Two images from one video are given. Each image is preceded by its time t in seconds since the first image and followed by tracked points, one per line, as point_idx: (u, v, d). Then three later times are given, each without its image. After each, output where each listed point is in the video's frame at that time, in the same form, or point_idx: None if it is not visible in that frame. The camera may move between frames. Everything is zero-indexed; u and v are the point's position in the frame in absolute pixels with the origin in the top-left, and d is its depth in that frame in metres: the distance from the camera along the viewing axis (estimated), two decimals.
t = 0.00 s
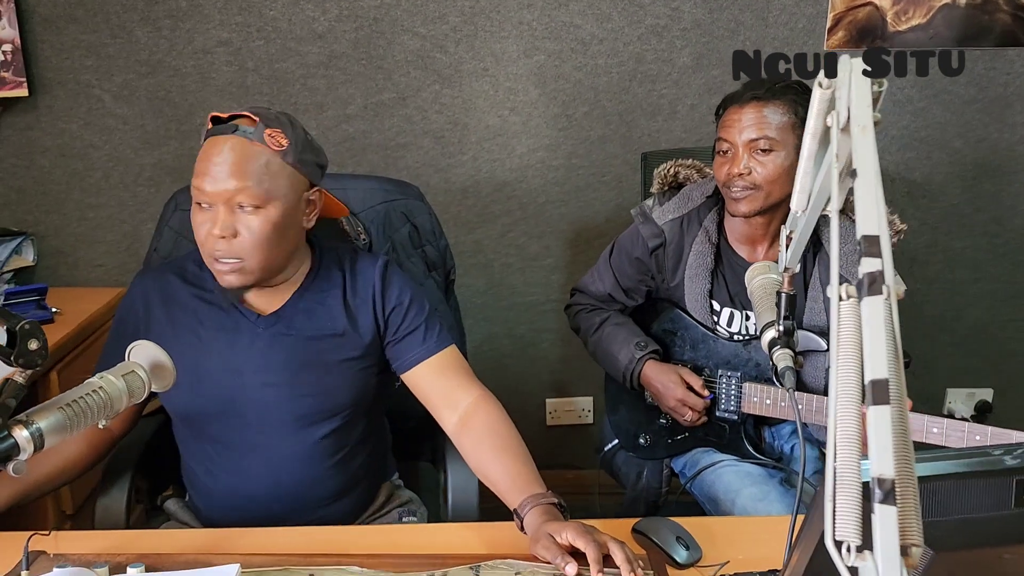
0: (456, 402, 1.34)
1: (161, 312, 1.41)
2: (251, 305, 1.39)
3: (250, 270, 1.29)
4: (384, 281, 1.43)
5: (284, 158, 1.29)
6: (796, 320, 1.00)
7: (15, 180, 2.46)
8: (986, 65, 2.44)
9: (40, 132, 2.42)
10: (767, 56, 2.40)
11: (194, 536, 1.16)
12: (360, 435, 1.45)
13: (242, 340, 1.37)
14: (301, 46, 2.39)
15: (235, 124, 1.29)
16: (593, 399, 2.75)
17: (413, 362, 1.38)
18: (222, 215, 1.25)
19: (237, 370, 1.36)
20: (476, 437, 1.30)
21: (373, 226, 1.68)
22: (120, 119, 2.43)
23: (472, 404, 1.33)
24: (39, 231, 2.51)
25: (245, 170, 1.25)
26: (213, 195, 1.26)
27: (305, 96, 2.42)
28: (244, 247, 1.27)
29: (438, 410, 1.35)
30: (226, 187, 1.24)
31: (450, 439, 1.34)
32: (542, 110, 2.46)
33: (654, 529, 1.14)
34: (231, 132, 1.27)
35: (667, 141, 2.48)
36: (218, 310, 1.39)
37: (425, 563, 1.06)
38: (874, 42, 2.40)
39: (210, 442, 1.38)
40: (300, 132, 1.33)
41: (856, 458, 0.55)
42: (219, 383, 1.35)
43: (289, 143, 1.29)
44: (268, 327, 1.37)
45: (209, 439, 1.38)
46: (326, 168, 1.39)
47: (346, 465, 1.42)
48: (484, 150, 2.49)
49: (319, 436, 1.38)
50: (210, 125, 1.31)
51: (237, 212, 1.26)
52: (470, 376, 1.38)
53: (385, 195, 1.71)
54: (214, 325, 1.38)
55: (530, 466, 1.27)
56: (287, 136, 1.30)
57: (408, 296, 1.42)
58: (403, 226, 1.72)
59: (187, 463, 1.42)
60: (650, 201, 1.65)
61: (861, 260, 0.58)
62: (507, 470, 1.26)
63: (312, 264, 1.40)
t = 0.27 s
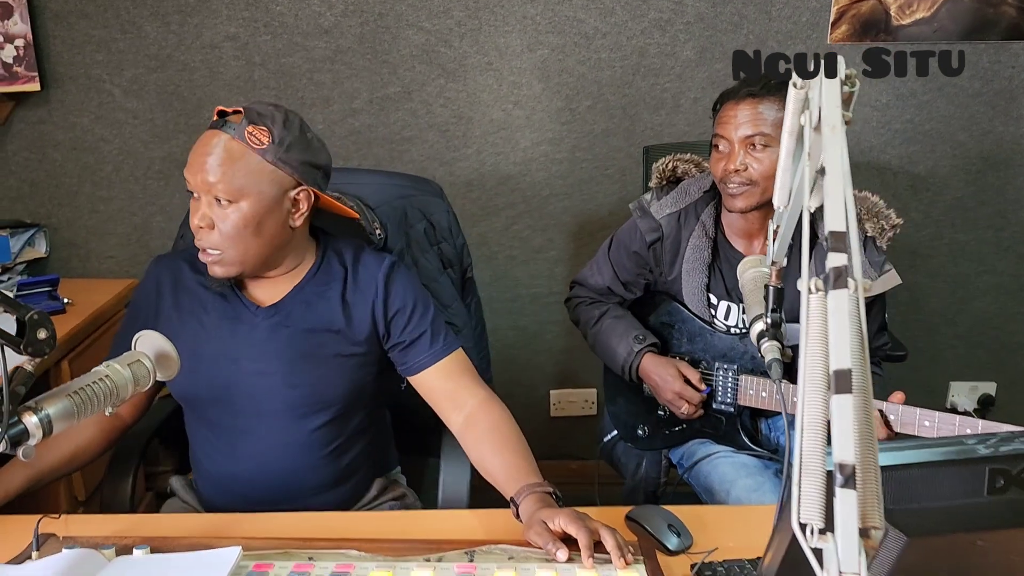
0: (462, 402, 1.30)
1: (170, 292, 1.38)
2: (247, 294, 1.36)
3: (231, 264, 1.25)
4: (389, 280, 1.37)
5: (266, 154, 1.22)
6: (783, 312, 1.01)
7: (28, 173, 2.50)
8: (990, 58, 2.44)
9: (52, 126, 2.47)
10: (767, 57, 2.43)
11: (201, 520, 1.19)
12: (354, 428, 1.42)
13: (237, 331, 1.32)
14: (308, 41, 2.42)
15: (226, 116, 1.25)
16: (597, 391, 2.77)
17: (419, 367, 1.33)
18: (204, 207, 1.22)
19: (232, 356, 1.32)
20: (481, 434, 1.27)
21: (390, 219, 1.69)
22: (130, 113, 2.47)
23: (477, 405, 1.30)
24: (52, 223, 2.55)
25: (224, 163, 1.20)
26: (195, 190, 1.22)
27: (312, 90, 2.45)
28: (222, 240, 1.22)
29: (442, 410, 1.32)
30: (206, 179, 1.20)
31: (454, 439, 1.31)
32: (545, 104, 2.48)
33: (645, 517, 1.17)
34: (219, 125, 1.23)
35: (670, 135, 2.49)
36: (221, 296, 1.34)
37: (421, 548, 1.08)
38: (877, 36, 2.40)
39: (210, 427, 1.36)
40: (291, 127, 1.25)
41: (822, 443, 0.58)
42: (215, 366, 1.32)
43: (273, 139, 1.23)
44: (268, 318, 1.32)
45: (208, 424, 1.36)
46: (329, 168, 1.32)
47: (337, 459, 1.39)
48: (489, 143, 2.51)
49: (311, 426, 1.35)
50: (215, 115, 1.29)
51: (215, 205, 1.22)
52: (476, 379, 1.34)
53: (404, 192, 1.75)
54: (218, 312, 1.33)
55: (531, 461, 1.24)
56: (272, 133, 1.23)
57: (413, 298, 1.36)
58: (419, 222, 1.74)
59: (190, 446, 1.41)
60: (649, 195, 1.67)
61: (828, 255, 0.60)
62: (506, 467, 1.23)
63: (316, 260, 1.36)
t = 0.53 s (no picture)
0: (453, 407, 1.29)
1: (175, 279, 1.42)
2: (246, 282, 1.37)
3: (226, 248, 1.28)
4: (386, 284, 1.35)
5: (265, 144, 1.25)
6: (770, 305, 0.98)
7: (38, 167, 2.54)
8: (994, 52, 2.44)
9: (61, 121, 2.50)
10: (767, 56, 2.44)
11: (202, 507, 1.22)
12: (346, 422, 1.42)
13: (233, 320, 1.34)
14: (312, 35, 2.44)
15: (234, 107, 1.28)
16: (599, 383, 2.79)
17: (411, 374, 1.32)
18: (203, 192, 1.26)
19: (225, 344, 1.34)
20: (471, 437, 1.26)
21: (400, 216, 1.71)
22: (137, 107, 2.49)
23: (468, 412, 1.28)
24: (61, 216, 2.58)
25: (223, 151, 1.23)
26: (197, 175, 1.26)
27: (316, 85, 2.47)
28: (218, 225, 1.26)
29: (432, 414, 1.31)
30: (205, 165, 1.24)
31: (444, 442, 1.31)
32: (548, 98, 2.49)
33: (638, 506, 1.19)
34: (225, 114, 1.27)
35: (673, 129, 2.50)
36: (219, 284, 1.37)
37: (419, 535, 1.11)
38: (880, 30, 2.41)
39: (203, 413, 1.39)
40: (293, 120, 1.27)
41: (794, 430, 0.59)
42: (208, 352, 1.35)
43: (273, 131, 1.25)
44: (262, 308, 1.34)
45: (202, 409, 1.39)
46: (329, 164, 1.33)
47: (325, 451, 1.40)
48: (492, 137, 2.53)
49: (297, 418, 1.36)
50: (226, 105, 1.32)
51: (213, 191, 1.25)
52: (469, 384, 1.33)
53: (416, 187, 1.75)
54: (215, 300, 1.36)
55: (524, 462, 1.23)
56: (273, 125, 1.25)
57: (409, 303, 1.34)
58: (429, 219, 1.74)
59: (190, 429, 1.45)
60: (647, 189, 1.69)
61: (802, 248, 0.62)
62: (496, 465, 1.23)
63: (314, 255, 1.36)
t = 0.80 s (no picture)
0: (445, 404, 1.32)
1: (174, 273, 1.45)
2: (242, 279, 1.40)
3: (222, 246, 1.31)
4: (377, 283, 1.37)
5: (258, 143, 1.27)
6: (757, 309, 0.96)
7: (44, 164, 2.57)
8: (995, 49, 2.44)
9: (67, 119, 2.53)
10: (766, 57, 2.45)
11: (198, 500, 1.24)
12: (337, 417, 1.45)
13: (227, 314, 1.38)
14: (315, 34, 2.46)
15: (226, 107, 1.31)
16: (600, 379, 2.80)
17: (403, 372, 1.35)
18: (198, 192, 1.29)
19: (219, 339, 1.38)
20: (461, 433, 1.29)
21: (401, 216, 1.67)
22: (142, 106, 2.52)
23: (460, 409, 1.31)
24: (68, 213, 2.62)
25: (216, 151, 1.26)
26: (192, 176, 1.29)
27: (319, 83, 2.49)
28: (214, 224, 1.29)
29: (424, 411, 1.34)
30: (199, 166, 1.27)
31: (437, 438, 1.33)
32: (549, 96, 2.50)
33: (627, 500, 1.20)
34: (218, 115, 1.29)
35: (673, 126, 2.51)
36: (216, 280, 1.40)
37: (412, 528, 1.13)
38: (880, 28, 2.41)
39: (197, 403, 1.43)
40: (286, 118, 1.30)
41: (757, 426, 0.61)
42: (203, 346, 1.38)
43: (265, 129, 1.28)
44: (254, 304, 1.37)
45: (198, 400, 1.43)
46: (322, 161, 1.36)
47: (315, 445, 1.43)
48: (493, 135, 2.54)
49: (288, 412, 1.39)
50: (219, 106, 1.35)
51: (207, 191, 1.28)
52: (461, 382, 1.35)
53: (419, 186, 1.70)
54: (211, 296, 1.39)
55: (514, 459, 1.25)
56: (265, 124, 1.28)
57: (399, 302, 1.36)
58: (430, 220, 1.69)
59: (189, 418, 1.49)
60: (643, 188, 1.71)
61: (770, 248, 0.64)
62: (488, 462, 1.25)
63: (308, 253, 1.38)
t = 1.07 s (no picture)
0: (439, 402, 1.32)
1: (174, 272, 1.47)
2: (241, 279, 1.42)
3: (221, 249, 1.33)
4: (373, 282, 1.38)
5: (253, 147, 1.29)
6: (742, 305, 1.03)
7: (52, 164, 2.60)
8: (1000, 48, 2.43)
9: (74, 119, 2.56)
10: (767, 57, 2.44)
11: (192, 497, 1.25)
12: (334, 415, 1.45)
13: (224, 312, 1.39)
14: (319, 35, 2.47)
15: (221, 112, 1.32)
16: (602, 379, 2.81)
17: (399, 370, 1.36)
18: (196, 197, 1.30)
19: (217, 336, 1.39)
20: (453, 432, 1.29)
21: (401, 217, 1.68)
22: (148, 106, 2.55)
23: (453, 407, 1.31)
24: (75, 212, 2.65)
25: (212, 156, 1.28)
26: (190, 180, 1.30)
27: (322, 83, 2.51)
28: (213, 227, 1.30)
29: (419, 409, 1.34)
30: (196, 171, 1.28)
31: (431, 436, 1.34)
32: (551, 96, 2.51)
33: (618, 499, 1.20)
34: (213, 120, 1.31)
35: (675, 126, 2.51)
36: (215, 279, 1.42)
37: (401, 526, 1.14)
38: (883, 28, 2.40)
39: (196, 400, 1.45)
40: (281, 121, 1.31)
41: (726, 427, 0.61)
42: (200, 343, 1.40)
43: (260, 133, 1.29)
44: (252, 302, 1.38)
45: (196, 397, 1.45)
46: (317, 162, 1.37)
47: (311, 442, 1.44)
48: (495, 135, 2.55)
49: (284, 409, 1.40)
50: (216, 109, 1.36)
51: (205, 195, 1.29)
52: (455, 380, 1.36)
53: (419, 186, 1.71)
54: (209, 294, 1.41)
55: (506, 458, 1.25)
56: (260, 127, 1.29)
57: (395, 301, 1.37)
58: (429, 220, 1.69)
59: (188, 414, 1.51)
60: (640, 190, 1.71)
61: (739, 252, 0.64)
62: (479, 460, 1.26)
63: (305, 252, 1.40)
